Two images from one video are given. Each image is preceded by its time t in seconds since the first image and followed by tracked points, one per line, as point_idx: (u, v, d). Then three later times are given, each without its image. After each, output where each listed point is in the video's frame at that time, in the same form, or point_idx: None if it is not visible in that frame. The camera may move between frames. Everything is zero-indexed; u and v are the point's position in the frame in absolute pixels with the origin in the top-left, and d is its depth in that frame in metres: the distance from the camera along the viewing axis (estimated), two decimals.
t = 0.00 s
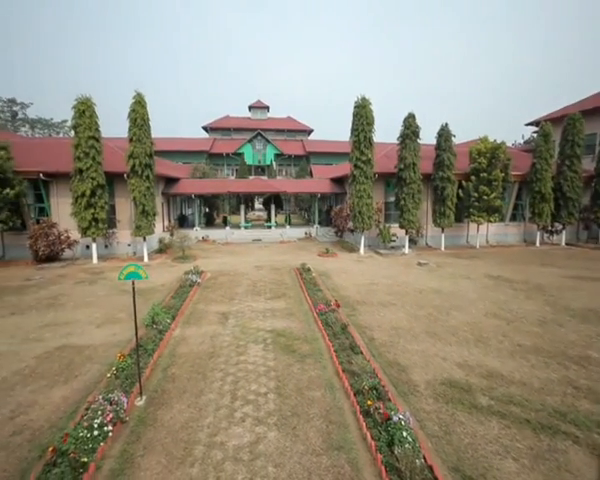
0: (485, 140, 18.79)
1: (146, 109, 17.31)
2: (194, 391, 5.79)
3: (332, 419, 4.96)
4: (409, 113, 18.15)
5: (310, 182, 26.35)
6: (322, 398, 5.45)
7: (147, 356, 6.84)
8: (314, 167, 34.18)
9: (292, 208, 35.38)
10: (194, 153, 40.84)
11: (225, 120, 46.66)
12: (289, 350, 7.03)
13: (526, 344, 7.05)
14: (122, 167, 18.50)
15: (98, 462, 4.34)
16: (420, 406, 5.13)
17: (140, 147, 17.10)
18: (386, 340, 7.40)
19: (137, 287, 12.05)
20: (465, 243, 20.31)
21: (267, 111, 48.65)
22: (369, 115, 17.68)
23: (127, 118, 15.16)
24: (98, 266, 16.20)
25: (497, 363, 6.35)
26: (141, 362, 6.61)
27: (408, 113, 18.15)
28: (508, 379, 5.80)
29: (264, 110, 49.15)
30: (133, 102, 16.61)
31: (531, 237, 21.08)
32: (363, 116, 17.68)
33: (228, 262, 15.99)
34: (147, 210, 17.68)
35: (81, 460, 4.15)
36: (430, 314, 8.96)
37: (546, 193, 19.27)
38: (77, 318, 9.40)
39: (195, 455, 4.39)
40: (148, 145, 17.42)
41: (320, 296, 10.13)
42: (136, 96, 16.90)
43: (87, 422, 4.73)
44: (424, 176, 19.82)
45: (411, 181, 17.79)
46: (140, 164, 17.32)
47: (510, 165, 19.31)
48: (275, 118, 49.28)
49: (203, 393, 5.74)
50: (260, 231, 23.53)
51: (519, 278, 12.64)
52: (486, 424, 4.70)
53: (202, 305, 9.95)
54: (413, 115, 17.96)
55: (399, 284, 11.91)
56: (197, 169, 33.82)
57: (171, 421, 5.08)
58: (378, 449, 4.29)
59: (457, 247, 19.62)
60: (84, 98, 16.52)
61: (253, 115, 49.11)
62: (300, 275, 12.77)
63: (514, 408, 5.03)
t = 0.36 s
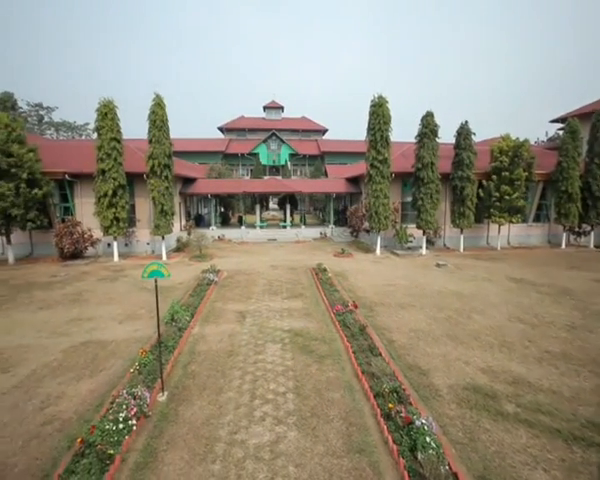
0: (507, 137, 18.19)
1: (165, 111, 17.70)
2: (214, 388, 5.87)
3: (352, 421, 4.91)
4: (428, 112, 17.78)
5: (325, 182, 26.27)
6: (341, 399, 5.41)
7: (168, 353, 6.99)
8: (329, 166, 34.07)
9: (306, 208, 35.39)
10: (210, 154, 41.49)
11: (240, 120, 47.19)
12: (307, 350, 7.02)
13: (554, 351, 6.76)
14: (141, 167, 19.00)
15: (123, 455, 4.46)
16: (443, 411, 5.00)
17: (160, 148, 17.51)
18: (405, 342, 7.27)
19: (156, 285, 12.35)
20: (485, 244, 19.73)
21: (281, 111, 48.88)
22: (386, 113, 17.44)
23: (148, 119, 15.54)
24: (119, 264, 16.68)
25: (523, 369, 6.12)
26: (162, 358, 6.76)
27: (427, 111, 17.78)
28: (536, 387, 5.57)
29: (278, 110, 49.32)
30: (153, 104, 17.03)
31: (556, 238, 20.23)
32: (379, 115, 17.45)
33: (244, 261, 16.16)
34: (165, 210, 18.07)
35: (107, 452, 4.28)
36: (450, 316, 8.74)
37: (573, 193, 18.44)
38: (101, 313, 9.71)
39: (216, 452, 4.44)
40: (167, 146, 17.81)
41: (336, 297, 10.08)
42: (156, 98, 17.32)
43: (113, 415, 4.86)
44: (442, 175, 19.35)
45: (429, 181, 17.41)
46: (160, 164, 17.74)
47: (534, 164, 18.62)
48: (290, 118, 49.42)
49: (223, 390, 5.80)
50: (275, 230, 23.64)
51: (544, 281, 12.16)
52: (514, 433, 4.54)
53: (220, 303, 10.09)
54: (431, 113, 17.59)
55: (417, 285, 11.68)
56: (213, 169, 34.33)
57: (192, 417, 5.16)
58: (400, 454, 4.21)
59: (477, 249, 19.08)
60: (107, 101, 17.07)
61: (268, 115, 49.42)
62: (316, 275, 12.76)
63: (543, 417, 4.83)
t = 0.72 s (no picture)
0: (531, 135, 17.56)
1: (183, 113, 18.06)
2: (233, 387, 5.92)
3: (373, 424, 4.85)
4: (446, 110, 17.36)
5: (340, 182, 26.13)
6: (361, 402, 5.35)
7: (188, 350, 7.11)
8: (344, 166, 33.87)
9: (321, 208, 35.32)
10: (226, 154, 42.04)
11: (255, 121, 47.60)
12: (325, 351, 7.00)
13: (585, 358, 6.46)
14: (160, 168, 19.44)
15: (147, 449, 4.56)
16: (467, 417, 4.86)
17: (178, 149, 17.88)
18: (425, 345, 7.12)
19: (175, 283, 12.61)
20: (506, 246, 19.12)
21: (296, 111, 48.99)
22: (403, 112, 17.17)
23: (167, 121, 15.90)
24: (139, 262, 17.14)
25: (552, 376, 5.87)
26: (183, 355, 6.89)
27: (446, 109, 17.37)
28: (566, 396, 5.33)
29: (293, 110, 49.47)
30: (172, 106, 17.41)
31: (583, 240, 19.36)
32: (396, 114, 17.20)
33: (260, 261, 16.28)
34: (183, 209, 18.41)
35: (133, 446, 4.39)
36: (472, 320, 8.50)
37: None
38: (123, 310, 9.99)
39: (237, 450, 4.47)
40: (185, 147, 18.17)
41: (353, 297, 10.00)
42: (174, 100, 17.70)
43: (137, 410, 4.98)
44: (461, 175, 18.88)
45: (448, 181, 17.00)
46: (178, 165, 18.11)
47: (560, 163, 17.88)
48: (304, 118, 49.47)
49: (242, 389, 5.85)
50: (290, 230, 23.71)
51: (571, 285, 11.66)
52: (543, 443, 4.36)
53: (237, 302, 10.19)
54: (450, 111, 17.17)
55: (436, 287, 11.43)
56: (228, 170, 34.78)
57: (213, 414, 5.22)
58: (423, 459, 4.11)
59: (498, 250, 18.52)
60: (128, 104, 17.57)
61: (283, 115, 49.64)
62: (332, 275, 12.71)
63: (575, 428, 4.61)
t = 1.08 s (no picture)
0: (557, 132, 16.84)
1: (201, 114, 18.37)
2: (252, 386, 5.95)
3: (394, 428, 4.77)
4: (467, 107, 16.89)
5: (355, 182, 25.92)
6: (382, 404, 5.27)
7: (207, 348, 7.21)
8: (359, 166, 33.58)
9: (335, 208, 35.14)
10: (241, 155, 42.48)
11: (270, 121, 47.89)
12: (343, 352, 6.95)
13: None
14: (178, 168, 19.83)
15: (170, 444, 4.65)
16: (493, 424, 4.69)
17: (195, 149, 18.19)
18: (447, 349, 6.94)
19: (193, 282, 12.85)
20: (529, 247, 18.45)
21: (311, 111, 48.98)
22: (421, 110, 16.84)
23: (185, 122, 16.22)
24: (158, 261, 17.55)
25: (583, 385, 5.61)
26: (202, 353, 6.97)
27: (466, 107, 16.90)
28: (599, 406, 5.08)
29: (308, 110, 49.51)
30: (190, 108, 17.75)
31: None
32: (414, 112, 16.89)
33: (276, 260, 16.35)
34: (200, 209, 18.69)
35: (156, 440, 4.48)
36: (495, 324, 8.23)
37: None
38: (143, 308, 10.24)
39: (258, 449, 4.50)
40: (202, 148, 18.47)
41: (371, 299, 9.89)
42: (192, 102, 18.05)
43: (160, 406, 5.09)
44: (482, 174, 18.33)
45: (468, 180, 16.52)
46: (195, 166, 18.43)
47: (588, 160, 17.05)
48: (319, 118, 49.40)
49: (261, 388, 5.88)
50: (305, 230, 23.72)
51: None
52: (577, 455, 4.15)
53: (254, 301, 10.28)
54: (470, 109, 16.69)
55: (456, 289, 11.16)
56: (244, 170, 35.13)
57: (233, 412, 5.27)
58: (448, 466, 4.00)
59: (520, 252, 17.90)
60: (147, 106, 18.03)
61: (297, 115, 49.72)
62: (349, 276, 12.63)
63: None
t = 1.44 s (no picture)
0: (585, 129, 16.07)
1: (218, 115, 18.64)
2: (272, 385, 5.98)
3: (417, 433, 4.67)
4: (488, 104, 16.37)
5: (371, 182, 25.64)
6: (403, 408, 5.18)
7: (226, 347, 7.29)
8: (375, 166, 33.19)
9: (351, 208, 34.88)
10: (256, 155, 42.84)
11: (285, 121, 48.07)
12: (362, 354, 6.88)
13: None
14: (196, 169, 20.19)
15: (192, 440, 4.72)
16: (521, 433, 4.52)
17: (212, 150, 18.47)
18: (470, 353, 6.75)
19: (211, 281, 13.06)
20: (555, 250, 17.72)
21: (326, 111, 48.86)
22: (440, 108, 16.45)
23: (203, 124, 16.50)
24: (176, 260, 17.93)
25: None
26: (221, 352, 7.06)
27: (487, 103, 16.38)
28: None
29: (323, 110, 49.41)
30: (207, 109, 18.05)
31: None
32: (433, 110, 16.52)
33: (291, 260, 16.39)
34: (217, 209, 18.93)
35: (179, 436, 4.57)
36: (520, 328, 7.94)
37: None
38: (164, 305, 10.48)
39: (278, 448, 4.51)
40: (219, 148, 18.74)
41: (389, 300, 9.75)
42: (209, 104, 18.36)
43: (182, 402, 5.19)
44: (505, 173, 17.73)
45: (490, 180, 16.02)
46: (212, 166, 18.71)
47: None
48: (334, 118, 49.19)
49: (280, 388, 5.90)
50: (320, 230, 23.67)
51: None
52: None
53: (271, 301, 10.33)
54: (492, 106, 16.16)
55: (477, 292, 10.84)
56: (259, 170, 35.40)
57: (253, 411, 5.30)
58: (474, 475, 3.87)
59: (545, 254, 17.21)
60: (167, 108, 18.46)
61: (312, 115, 49.70)
62: (365, 277, 12.51)
63: None
